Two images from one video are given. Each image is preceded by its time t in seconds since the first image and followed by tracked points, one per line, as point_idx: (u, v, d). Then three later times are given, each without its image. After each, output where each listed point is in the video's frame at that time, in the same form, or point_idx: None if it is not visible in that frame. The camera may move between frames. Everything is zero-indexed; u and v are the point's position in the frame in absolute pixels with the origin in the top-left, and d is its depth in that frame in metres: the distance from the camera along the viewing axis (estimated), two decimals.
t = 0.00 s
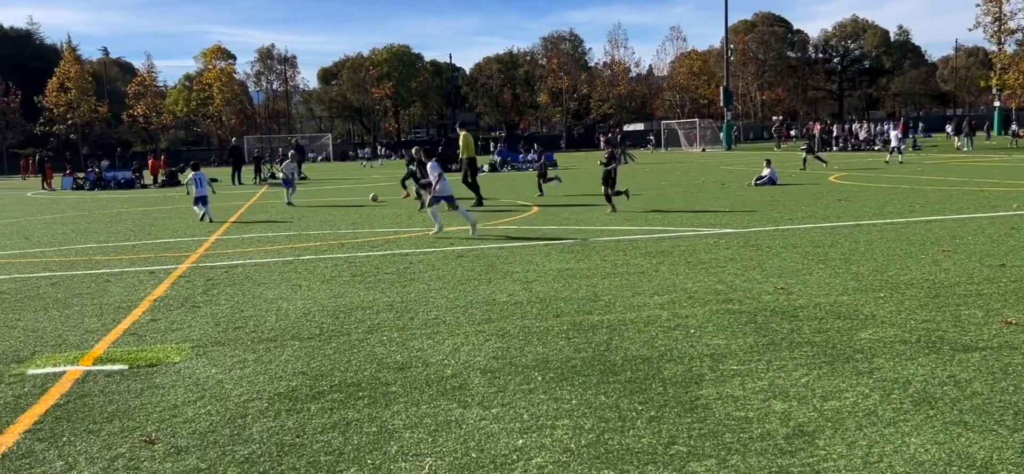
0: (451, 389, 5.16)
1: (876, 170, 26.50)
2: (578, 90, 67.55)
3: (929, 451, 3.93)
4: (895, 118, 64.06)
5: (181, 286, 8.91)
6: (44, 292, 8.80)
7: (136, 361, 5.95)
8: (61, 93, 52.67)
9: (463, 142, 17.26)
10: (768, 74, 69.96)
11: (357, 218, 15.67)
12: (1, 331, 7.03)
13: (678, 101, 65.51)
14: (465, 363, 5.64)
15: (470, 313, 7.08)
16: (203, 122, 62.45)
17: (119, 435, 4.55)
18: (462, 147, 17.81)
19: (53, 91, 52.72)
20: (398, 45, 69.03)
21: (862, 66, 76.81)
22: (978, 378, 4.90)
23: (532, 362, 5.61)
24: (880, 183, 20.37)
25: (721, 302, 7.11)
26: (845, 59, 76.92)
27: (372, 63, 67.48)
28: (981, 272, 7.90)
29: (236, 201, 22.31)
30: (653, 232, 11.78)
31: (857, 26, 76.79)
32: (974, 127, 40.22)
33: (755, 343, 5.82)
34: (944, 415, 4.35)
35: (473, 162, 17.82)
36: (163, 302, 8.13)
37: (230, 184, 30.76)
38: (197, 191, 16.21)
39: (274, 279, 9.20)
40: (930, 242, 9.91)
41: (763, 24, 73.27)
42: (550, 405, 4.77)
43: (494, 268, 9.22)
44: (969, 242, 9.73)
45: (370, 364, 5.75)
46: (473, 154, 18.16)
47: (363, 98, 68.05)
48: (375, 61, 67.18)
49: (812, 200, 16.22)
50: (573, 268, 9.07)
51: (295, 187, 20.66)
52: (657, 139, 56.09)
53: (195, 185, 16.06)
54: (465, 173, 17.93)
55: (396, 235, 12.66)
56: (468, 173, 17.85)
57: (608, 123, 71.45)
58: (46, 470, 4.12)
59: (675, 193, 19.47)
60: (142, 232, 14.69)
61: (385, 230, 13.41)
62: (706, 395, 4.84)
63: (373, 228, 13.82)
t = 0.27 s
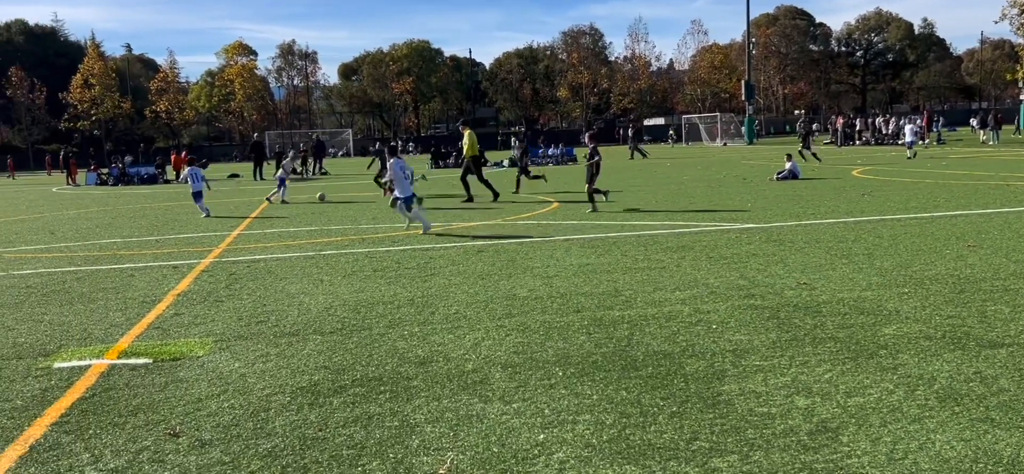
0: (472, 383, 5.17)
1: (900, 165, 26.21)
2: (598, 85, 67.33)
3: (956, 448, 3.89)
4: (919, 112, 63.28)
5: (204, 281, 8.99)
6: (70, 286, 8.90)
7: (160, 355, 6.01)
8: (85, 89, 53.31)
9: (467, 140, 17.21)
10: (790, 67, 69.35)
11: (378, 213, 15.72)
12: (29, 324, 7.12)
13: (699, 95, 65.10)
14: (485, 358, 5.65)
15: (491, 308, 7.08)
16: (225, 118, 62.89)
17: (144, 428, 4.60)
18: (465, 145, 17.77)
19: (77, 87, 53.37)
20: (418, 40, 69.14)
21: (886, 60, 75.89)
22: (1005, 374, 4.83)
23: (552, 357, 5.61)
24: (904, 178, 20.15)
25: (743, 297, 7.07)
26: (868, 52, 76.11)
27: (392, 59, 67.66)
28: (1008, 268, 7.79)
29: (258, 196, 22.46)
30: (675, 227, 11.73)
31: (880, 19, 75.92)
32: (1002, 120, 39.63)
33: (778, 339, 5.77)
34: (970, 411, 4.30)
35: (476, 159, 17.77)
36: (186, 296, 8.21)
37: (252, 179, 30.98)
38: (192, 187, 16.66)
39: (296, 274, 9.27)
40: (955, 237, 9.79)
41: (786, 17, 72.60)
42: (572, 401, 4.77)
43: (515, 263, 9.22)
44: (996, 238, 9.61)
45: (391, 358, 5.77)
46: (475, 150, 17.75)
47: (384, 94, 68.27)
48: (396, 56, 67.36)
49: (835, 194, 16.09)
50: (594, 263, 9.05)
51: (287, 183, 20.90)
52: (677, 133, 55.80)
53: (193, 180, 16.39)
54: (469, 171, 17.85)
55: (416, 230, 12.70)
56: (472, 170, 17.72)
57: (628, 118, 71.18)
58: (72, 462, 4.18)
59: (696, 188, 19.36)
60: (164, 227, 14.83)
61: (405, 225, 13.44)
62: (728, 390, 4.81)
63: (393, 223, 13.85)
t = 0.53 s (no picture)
0: (490, 379, 5.17)
1: (921, 160, 25.93)
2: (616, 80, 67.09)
3: (978, 446, 3.85)
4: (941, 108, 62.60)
5: (223, 277, 9.05)
6: (90, 283, 8.98)
7: (179, 351, 6.05)
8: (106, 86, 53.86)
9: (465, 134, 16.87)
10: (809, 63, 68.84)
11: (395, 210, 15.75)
12: (51, 320, 7.22)
13: (717, 91, 64.74)
14: (503, 355, 5.65)
15: (508, 304, 7.08)
16: (244, 115, 63.28)
17: (164, 423, 4.65)
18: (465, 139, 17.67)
19: (98, 84, 53.92)
20: (436, 37, 69.23)
21: (907, 54, 75.04)
22: None
23: (570, 353, 5.60)
24: (925, 173, 19.94)
25: (763, 294, 7.02)
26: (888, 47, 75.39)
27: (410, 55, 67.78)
28: None
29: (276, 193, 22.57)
30: (693, 223, 11.68)
31: (901, 13, 75.12)
32: None
33: (798, 336, 5.73)
34: (993, 409, 4.26)
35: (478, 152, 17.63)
36: (205, 292, 8.26)
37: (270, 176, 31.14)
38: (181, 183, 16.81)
39: (314, 270, 9.31)
40: (978, 233, 9.68)
41: (805, 12, 72.00)
42: (590, 397, 4.76)
43: (532, 259, 9.21)
44: (1020, 233, 9.49)
45: (409, 354, 5.78)
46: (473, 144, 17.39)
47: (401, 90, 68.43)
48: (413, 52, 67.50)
49: (855, 190, 15.95)
50: (612, 259, 9.01)
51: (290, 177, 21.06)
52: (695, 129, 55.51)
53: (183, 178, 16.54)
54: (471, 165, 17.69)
55: (434, 226, 12.73)
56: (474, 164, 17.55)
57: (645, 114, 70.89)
58: (94, 456, 4.22)
59: (715, 184, 19.25)
60: (184, 224, 14.95)
61: (422, 222, 13.46)
62: (747, 387, 4.78)
63: (410, 220, 13.88)
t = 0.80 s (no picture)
0: (506, 377, 5.17)
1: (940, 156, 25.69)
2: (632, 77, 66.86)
3: (998, 446, 3.82)
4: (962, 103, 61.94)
5: (240, 275, 9.09)
6: (109, 280, 9.06)
7: (197, 348, 6.10)
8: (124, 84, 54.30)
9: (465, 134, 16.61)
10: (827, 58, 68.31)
11: (411, 207, 15.77)
12: (71, 317, 7.29)
13: (734, 87, 64.38)
14: (519, 352, 5.65)
15: (524, 302, 7.07)
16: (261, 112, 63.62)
17: (182, 420, 4.68)
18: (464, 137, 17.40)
19: (116, 83, 54.37)
20: (451, 34, 69.29)
21: (926, 49, 74.34)
22: None
23: (586, 351, 5.59)
24: (944, 169, 19.75)
25: (780, 291, 6.97)
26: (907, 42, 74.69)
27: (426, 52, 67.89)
28: None
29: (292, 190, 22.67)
30: (710, 220, 11.62)
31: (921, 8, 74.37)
32: None
33: (815, 334, 5.68)
34: (1014, 408, 4.21)
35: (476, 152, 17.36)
36: (223, 290, 8.32)
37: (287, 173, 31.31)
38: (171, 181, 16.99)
39: (331, 267, 9.35)
40: (999, 229, 9.58)
41: (823, 6, 71.43)
42: (606, 396, 4.75)
43: (549, 257, 9.20)
44: None
45: (425, 352, 5.79)
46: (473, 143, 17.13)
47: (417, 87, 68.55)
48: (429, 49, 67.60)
49: (874, 186, 15.83)
50: (629, 256, 8.99)
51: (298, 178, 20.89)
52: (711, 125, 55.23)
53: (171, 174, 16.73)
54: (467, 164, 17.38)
55: (450, 223, 12.74)
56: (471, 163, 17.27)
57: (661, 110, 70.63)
58: (113, 452, 4.26)
59: (731, 180, 19.15)
60: (202, 221, 15.05)
61: (439, 219, 13.47)
62: (765, 386, 4.75)
63: (426, 217, 13.89)
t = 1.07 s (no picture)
0: (520, 374, 5.17)
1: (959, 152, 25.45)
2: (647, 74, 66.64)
3: (1017, 444, 3.79)
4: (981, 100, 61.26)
5: (257, 273, 9.15)
6: (127, 277, 9.15)
7: (214, 345, 6.14)
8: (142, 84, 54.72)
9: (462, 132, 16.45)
10: (844, 55, 67.86)
11: (426, 205, 15.79)
12: (89, 314, 7.37)
13: (750, 84, 63.99)
14: (533, 349, 5.65)
15: (539, 299, 7.07)
16: (277, 111, 63.88)
17: (198, 416, 4.72)
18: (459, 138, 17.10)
19: (134, 82, 54.80)
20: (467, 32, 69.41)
21: (945, 45, 73.73)
22: None
23: (601, 348, 5.58)
24: (962, 166, 19.57)
25: (797, 289, 6.93)
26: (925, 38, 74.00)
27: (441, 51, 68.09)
28: None
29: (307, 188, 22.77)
30: (726, 217, 11.57)
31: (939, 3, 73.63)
32: None
33: (831, 332, 5.65)
34: None
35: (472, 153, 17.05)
36: (240, 287, 8.37)
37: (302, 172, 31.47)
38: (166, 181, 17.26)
39: (346, 264, 9.41)
40: (1019, 227, 9.47)
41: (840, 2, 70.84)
42: (620, 393, 4.74)
43: (564, 254, 9.19)
44: None
45: (440, 348, 5.81)
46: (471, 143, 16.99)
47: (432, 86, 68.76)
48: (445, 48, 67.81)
49: (891, 183, 15.70)
50: (645, 254, 8.95)
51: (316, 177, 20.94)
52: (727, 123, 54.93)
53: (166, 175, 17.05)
54: (462, 165, 17.05)
55: (464, 221, 12.75)
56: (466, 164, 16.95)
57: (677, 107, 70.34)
58: (130, 450, 4.30)
59: (746, 177, 19.03)
60: (218, 219, 15.16)
61: (454, 217, 13.51)
62: (781, 383, 4.73)
63: (441, 215, 13.93)
